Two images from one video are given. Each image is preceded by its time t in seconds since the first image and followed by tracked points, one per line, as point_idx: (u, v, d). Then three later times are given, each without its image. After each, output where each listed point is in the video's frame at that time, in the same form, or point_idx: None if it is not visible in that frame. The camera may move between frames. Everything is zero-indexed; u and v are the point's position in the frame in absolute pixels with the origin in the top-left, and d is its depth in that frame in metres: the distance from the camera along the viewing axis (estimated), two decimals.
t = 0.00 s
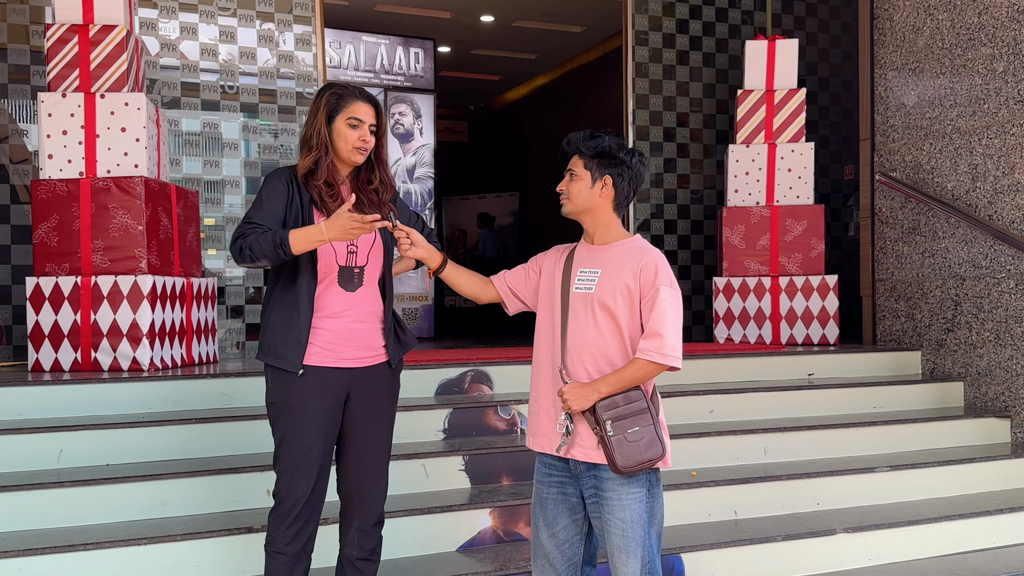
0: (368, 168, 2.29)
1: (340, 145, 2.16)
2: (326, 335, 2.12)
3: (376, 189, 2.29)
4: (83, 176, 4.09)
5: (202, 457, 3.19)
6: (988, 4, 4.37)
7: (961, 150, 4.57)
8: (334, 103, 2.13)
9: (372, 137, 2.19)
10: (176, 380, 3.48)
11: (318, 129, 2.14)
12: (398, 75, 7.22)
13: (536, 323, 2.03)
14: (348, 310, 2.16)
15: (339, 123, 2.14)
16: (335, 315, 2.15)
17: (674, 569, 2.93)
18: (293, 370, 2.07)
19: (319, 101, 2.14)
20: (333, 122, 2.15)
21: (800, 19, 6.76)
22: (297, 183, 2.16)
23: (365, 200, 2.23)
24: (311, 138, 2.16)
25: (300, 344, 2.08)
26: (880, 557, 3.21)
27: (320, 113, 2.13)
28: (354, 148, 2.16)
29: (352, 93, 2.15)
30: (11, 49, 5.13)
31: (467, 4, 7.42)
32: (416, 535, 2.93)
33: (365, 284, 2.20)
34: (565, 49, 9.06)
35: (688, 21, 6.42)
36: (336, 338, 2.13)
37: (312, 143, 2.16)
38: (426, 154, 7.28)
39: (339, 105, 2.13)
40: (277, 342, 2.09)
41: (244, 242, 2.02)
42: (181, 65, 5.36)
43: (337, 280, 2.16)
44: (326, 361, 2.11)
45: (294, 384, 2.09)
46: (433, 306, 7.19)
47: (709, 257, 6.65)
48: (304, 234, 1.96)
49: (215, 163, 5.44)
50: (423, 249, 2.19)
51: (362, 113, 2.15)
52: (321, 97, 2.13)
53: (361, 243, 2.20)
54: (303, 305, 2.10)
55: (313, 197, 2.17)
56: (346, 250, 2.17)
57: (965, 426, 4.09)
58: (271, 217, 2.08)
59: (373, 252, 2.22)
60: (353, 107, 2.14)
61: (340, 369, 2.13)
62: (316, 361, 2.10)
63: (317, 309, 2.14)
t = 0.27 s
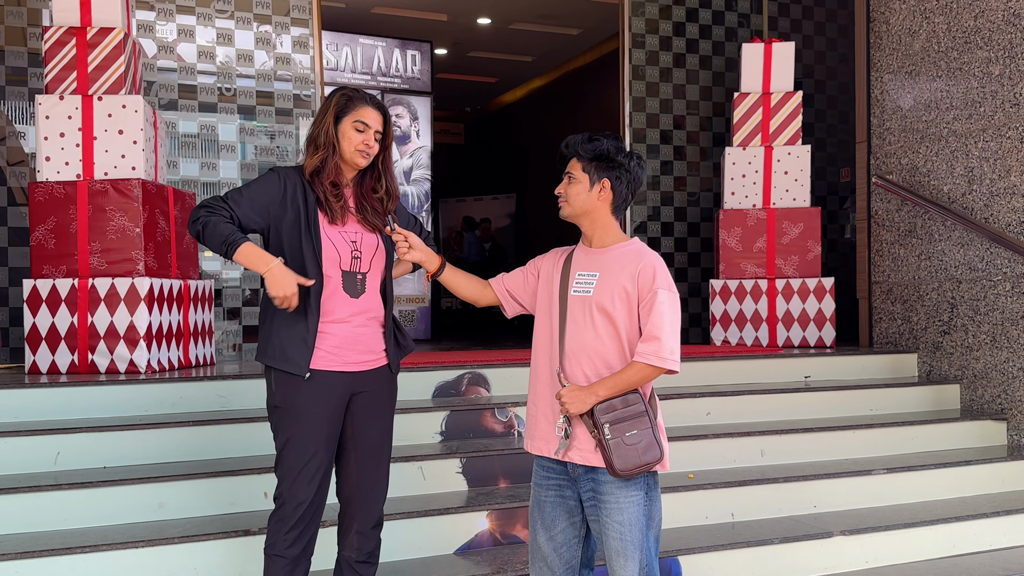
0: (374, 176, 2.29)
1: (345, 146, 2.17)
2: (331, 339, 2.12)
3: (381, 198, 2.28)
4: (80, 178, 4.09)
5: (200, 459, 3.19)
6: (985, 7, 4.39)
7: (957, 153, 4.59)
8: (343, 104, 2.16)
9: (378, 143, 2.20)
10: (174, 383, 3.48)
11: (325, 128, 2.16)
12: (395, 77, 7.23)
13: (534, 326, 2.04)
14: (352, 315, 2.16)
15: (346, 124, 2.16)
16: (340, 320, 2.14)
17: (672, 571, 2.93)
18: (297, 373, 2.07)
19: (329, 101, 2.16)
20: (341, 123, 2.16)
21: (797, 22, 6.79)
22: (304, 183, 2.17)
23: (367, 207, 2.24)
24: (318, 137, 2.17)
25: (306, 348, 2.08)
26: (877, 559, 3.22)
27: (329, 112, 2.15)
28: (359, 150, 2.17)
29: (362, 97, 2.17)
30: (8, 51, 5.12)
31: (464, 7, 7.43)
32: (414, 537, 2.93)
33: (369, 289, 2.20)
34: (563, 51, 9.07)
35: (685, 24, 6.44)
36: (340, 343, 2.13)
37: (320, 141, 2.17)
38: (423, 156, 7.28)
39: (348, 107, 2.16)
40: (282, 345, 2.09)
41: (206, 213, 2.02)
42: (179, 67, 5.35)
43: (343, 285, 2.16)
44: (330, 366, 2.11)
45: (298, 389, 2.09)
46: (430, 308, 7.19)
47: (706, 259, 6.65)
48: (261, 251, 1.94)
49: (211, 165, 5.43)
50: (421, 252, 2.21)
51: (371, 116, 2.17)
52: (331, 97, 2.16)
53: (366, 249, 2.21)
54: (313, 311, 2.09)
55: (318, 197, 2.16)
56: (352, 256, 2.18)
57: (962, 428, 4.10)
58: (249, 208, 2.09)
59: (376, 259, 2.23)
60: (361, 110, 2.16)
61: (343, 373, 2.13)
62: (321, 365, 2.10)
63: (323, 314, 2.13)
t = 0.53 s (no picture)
0: (373, 178, 2.29)
1: (341, 147, 2.18)
2: (332, 343, 2.12)
3: (381, 199, 2.28)
4: (78, 181, 4.09)
5: (197, 463, 3.18)
6: (981, 10, 4.40)
7: (954, 156, 4.60)
8: (337, 105, 2.16)
9: (374, 144, 2.20)
10: (171, 386, 3.48)
11: (321, 130, 2.17)
12: (394, 80, 7.23)
13: (533, 329, 2.04)
14: (353, 318, 2.16)
15: (341, 124, 2.17)
16: (341, 324, 2.14)
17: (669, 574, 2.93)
18: (294, 376, 2.07)
19: (324, 102, 2.17)
20: (336, 124, 2.18)
21: (794, 25, 6.80)
22: (302, 186, 2.18)
23: (367, 208, 2.24)
24: (315, 139, 2.19)
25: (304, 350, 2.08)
26: (875, 562, 3.22)
27: (324, 114, 2.17)
28: (354, 150, 2.17)
29: (357, 98, 2.18)
30: (6, 54, 5.12)
31: (462, 10, 7.44)
32: (411, 541, 2.93)
33: (370, 294, 2.20)
34: (561, 54, 9.08)
35: (682, 27, 6.45)
36: (341, 347, 2.13)
37: (316, 143, 2.19)
38: (421, 159, 7.28)
39: (343, 107, 2.16)
40: (281, 347, 2.08)
41: (199, 229, 2.07)
42: (177, 70, 5.35)
43: (344, 289, 2.16)
44: (331, 370, 2.11)
45: (299, 392, 2.09)
46: (428, 311, 7.19)
47: (704, 262, 6.66)
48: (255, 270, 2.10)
49: (210, 168, 5.44)
50: (418, 255, 2.20)
51: (365, 116, 2.17)
52: (326, 99, 2.17)
53: (367, 253, 2.21)
54: (309, 313, 2.09)
55: (316, 198, 2.16)
56: (354, 259, 2.18)
57: (959, 431, 4.11)
58: (242, 219, 2.10)
59: (377, 263, 2.23)
60: (356, 111, 2.16)
61: (344, 378, 2.13)
62: (322, 369, 2.10)
63: (324, 318, 2.13)
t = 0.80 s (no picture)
0: (372, 178, 2.29)
1: (340, 151, 2.17)
2: (332, 344, 2.12)
3: (382, 199, 2.28)
4: (77, 183, 4.09)
5: (196, 464, 3.18)
6: (981, 10, 4.40)
7: (953, 156, 4.60)
8: (335, 110, 2.16)
9: (373, 146, 2.20)
10: (169, 388, 3.47)
11: (319, 135, 2.16)
12: (392, 81, 7.23)
13: (532, 330, 2.03)
14: (354, 319, 2.16)
15: (339, 129, 2.16)
16: (341, 325, 2.14)
17: None
18: (295, 378, 2.07)
19: (320, 108, 2.17)
20: (334, 129, 2.17)
21: (793, 26, 6.80)
22: (302, 191, 2.17)
23: (369, 208, 2.23)
24: (313, 144, 2.18)
25: (303, 355, 2.08)
26: (875, 563, 3.21)
27: (321, 119, 2.16)
28: (354, 154, 2.17)
29: (353, 101, 2.17)
30: (4, 56, 5.12)
31: (461, 10, 7.44)
32: (411, 543, 2.92)
33: (371, 294, 2.19)
34: (560, 55, 9.08)
35: (681, 28, 6.44)
36: (342, 348, 2.13)
37: (313, 149, 2.18)
38: (420, 160, 7.28)
39: (340, 112, 2.16)
40: (282, 352, 2.08)
41: (210, 241, 2.06)
42: (175, 72, 5.35)
43: (345, 290, 2.15)
44: (332, 372, 2.11)
45: (300, 394, 2.08)
46: (427, 312, 7.18)
47: (703, 262, 6.65)
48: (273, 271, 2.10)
49: (208, 169, 5.43)
50: (417, 257, 2.18)
51: (363, 120, 2.17)
52: (322, 104, 2.17)
53: (368, 254, 2.20)
54: (309, 316, 2.10)
55: (317, 203, 2.15)
56: (354, 259, 2.17)
57: (959, 431, 4.10)
58: (250, 227, 2.11)
59: (379, 263, 2.22)
60: (354, 115, 2.16)
61: (345, 379, 2.12)
62: (323, 371, 2.10)
63: (324, 319, 2.13)
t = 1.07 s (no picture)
0: (379, 178, 2.29)
1: (348, 155, 2.17)
2: (337, 345, 2.12)
3: (388, 199, 2.28)
4: (79, 184, 4.09)
5: (199, 465, 3.18)
6: (983, 10, 4.39)
7: (956, 156, 4.59)
8: (342, 113, 2.16)
9: (380, 147, 2.21)
10: (172, 388, 3.47)
11: (326, 139, 2.16)
12: (394, 81, 7.23)
13: (536, 331, 2.03)
14: (359, 320, 2.16)
15: (347, 132, 2.16)
16: (346, 325, 2.14)
17: None
18: (301, 379, 2.08)
19: (328, 111, 2.16)
20: (341, 132, 2.17)
21: (795, 25, 6.80)
22: (308, 193, 2.17)
23: (376, 209, 2.24)
24: (320, 148, 2.18)
25: (310, 355, 2.08)
26: (879, 563, 3.21)
27: (328, 122, 2.16)
28: (362, 157, 2.18)
29: (360, 104, 2.17)
30: (7, 57, 5.12)
31: (462, 11, 7.44)
32: (414, 544, 2.92)
33: (377, 295, 2.19)
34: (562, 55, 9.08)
35: (683, 27, 6.44)
36: (347, 349, 2.13)
37: (321, 152, 2.17)
38: (422, 160, 7.28)
39: (347, 115, 2.16)
40: (288, 353, 2.09)
41: (216, 241, 2.06)
42: (177, 73, 5.35)
43: (350, 290, 2.15)
44: (337, 372, 2.11)
45: (306, 395, 2.08)
46: (429, 312, 7.18)
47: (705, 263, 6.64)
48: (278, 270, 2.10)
49: (210, 170, 5.43)
50: (421, 258, 2.15)
51: (370, 122, 2.17)
52: (329, 107, 2.16)
53: (374, 255, 2.20)
54: (315, 316, 2.10)
55: (324, 205, 2.15)
56: (360, 260, 2.18)
57: (961, 431, 4.10)
58: (256, 227, 2.11)
59: (385, 264, 2.22)
60: (361, 117, 2.16)
61: (350, 379, 2.13)
62: (329, 371, 2.10)
63: (329, 319, 2.13)
